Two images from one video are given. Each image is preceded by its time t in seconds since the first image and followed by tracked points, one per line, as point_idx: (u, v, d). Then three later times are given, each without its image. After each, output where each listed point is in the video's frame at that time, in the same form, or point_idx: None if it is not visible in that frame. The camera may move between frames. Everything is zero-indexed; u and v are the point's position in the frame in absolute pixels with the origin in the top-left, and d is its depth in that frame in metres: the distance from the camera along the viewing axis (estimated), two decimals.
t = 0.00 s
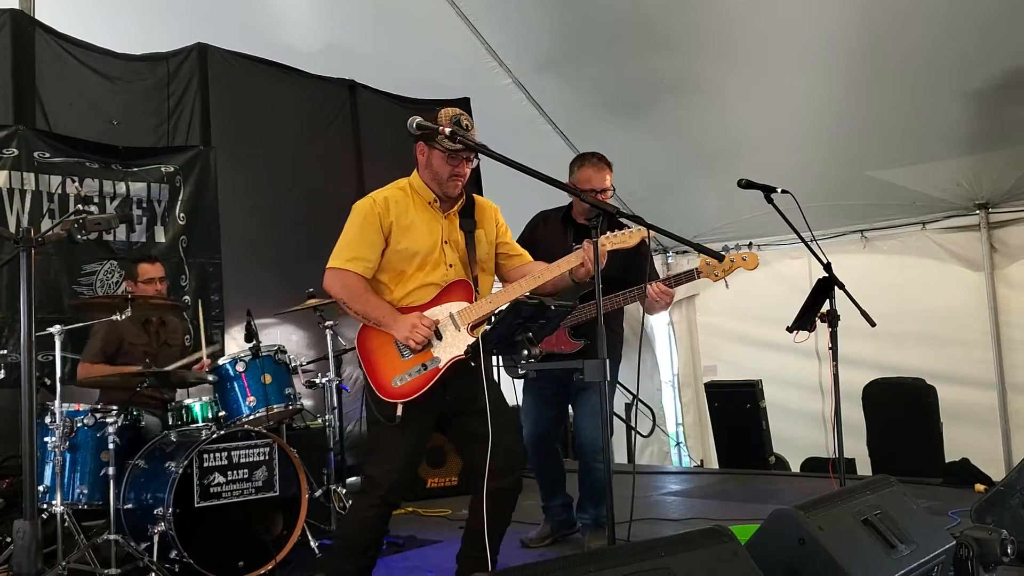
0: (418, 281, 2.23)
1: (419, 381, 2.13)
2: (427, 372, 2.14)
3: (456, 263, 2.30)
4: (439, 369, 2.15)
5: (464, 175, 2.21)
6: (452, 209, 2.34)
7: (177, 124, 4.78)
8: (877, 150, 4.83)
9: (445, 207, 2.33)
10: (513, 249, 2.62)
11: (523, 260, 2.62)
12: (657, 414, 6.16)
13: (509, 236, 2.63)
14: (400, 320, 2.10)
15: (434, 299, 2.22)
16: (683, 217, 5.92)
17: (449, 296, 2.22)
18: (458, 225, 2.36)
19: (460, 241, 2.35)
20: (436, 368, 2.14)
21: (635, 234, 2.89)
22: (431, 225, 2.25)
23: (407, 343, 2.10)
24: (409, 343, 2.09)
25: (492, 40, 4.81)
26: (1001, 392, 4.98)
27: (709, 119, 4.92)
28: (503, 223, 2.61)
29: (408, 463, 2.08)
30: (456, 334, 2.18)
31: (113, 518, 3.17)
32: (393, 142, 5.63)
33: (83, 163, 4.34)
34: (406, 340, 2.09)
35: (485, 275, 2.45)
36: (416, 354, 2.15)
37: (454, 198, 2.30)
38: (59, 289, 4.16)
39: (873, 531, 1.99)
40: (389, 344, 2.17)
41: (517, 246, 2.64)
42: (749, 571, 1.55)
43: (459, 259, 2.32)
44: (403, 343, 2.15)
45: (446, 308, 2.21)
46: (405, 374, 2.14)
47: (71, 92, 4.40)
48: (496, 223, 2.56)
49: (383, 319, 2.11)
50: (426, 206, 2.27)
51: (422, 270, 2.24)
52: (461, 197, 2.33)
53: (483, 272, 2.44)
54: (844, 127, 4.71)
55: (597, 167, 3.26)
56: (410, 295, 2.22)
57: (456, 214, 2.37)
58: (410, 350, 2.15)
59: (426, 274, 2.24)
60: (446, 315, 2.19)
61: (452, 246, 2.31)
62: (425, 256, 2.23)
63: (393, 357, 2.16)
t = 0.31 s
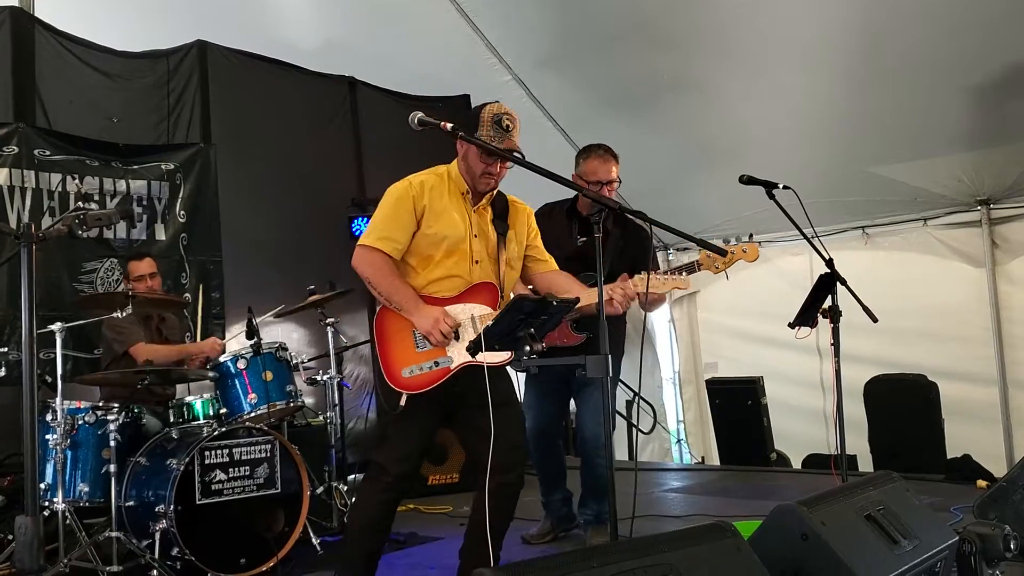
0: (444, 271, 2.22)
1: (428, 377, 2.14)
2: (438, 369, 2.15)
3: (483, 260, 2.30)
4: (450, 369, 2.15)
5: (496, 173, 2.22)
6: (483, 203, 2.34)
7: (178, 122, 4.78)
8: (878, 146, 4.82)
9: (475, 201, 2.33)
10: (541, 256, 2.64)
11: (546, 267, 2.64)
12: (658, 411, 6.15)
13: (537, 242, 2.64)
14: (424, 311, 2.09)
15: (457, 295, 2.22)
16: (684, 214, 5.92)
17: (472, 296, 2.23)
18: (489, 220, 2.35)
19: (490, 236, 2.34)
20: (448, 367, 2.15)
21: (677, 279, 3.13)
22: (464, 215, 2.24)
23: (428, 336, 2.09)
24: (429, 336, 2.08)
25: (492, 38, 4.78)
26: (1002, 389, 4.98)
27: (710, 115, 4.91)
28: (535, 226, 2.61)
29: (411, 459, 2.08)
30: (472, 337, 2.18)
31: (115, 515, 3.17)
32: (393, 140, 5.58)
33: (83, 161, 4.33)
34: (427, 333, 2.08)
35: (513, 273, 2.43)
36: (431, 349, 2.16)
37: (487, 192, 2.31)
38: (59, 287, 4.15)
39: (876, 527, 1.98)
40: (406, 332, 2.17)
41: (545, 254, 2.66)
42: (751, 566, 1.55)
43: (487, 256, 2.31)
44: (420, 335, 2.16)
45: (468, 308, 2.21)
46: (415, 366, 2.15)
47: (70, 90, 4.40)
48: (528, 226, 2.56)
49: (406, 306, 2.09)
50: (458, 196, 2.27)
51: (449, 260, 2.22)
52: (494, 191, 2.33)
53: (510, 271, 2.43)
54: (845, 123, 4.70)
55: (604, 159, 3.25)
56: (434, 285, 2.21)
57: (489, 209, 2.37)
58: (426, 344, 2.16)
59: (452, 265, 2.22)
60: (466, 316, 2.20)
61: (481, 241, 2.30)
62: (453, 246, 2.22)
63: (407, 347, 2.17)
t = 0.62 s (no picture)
0: (452, 274, 2.21)
1: (431, 380, 2.12)
2: (442, 373, 2.13)
3: (492, 267, 2.29)
4: (454, 373, 2.14)
5: (511, 180, 2.21)
6: (497, 211, 2.33)
7: (177, 122, 4.77)
8: (879, 143, 4.80)
9: (491, 208, 2.32)
10: (547, 271, 2.60)
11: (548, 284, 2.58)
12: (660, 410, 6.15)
13: (546, 256, 2.63)
14: (431, 312, 2.08)
15: (464, 299, 2.20)
16: (684, 212, 5.91)
17: (481, 301, 2.21)
18: (501, 229, 2.35)
19: (501, 244, 2.34)
20: (451, 372, 2.13)
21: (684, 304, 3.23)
22: (477, 221, 2.25)
23: (434, 337, 2.06)
24: (434, 336, 2.06)
25: (492, 37, 4.77)
26: (1005, 386, 4.96)
27: (711, 114, 4.90)
28: (544, 243, 2.61)
29: (413, 460, 2.06)
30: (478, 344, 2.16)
31: (115, 517, 3.15)
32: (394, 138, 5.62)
33: (82, 161, 4.32)
34: (433, 333, 2.06)
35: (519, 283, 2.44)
36: (435, 352, 2.14)
37: (503, 199, 2.29)
38: (59, 288, 4.14)
39: (882, 525, 1.97)
40: (410, 334, 2.15)
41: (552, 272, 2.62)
42: (758, 565, 1.54)
43: (496, 264, 2.31)
44: (425, 336, 2.14)
45: (475, 313, 2.19)
46: (419, 368, 2.13)
47: (69, 90, 4.38)
48: (538, 243, 2.56)
49: (413, 306, 2.08)
50: (473, 201, 2.27)
51: (458, 264, 2.22)
52: (511, 199, 2.31)
53: (517, 281, 2.43)
54: (845, 121, 4.70)
55: (606, 160, 3.24)
56: (441, 288, 2.20)
57: (502, 219, 2.37)
58: (431, 346, 2.14)
59: (460, 270, 2.22)
60: (473, 321, 2.18)
61: (492, 248, 2.29)
62: (464, 250, 2.22)
63: (412, 348, 2.15)
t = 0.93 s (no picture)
0: (430, 260, 2.19)
1: (413, 371, 2.10)
2: (424, 364, 2.11)
3: (473, 252, 2.26)
4: (436, 364, 2.11)
5: (496, 164, 2.16)
6: (480, 194, 2.27)
7: (178, 121, 4.75)
8: (885, 139, 4.77)
9: (473, 191, 2.27)
10: (528, 258, 2.58)
11: (529, 272, 2.58)
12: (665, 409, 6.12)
13: (529, 239, 2.59)
14: (409, 302, 2.07)
15: (443, 287, 2.19)
16: (689, 210, 5.87)
17: (461, 288, 2.21)
18: (484, 211, 2.31)
19: (483, 227, 2.29)
20: (433, 362, 2.11)
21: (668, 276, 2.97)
22: (457, 205, 2.21)
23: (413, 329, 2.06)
24: (414, 329, 2.05)
25: (495, 36, 4.71)
26: (1012, 384, 4.92)
27: (715, 110, 4.86)
28: (529, 224, 2.56)
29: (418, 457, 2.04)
30: (460, 332, 2.15)
31: (118, 517, 3.13)
32: (396, 137, 5.59)
33: (84, 160, 4.31)
34: (412, 324, 2.05)
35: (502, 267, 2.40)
36: (417, 343, 2.12)
37: (482, 181, 2.24)
38: (60, 287, 4.12)
39: (896, 523, 1.94)
40: (390, 325, 2.15)
41: (532, 259, 2.60)
42: (770, 563, 1.50)
43: (477, 248, 2.28)
44: (405, 327, 2.13)
45: (455, 300, 2.18)
46: (400, 360, 2.11)
47: (71, 89, 4.35)
48: (521, 223, 2.51)
49: (390, 295, 2.07)
50: (453, 185, 2.22)
51: (437, 250, 2.20)
52: (492, 181, 2.27)
53: (500, 264, 2.39)
54: (851, 118, 4.67)
55: (605, 156, 3.21)
56: (420, 276, 2.19)
57: (485, 201, 2.32)
58: (412, 337, 2.13)
59: (439, 257, 2.20)
60: (453, 309, 2.16)
61: (474, 232, 2.25)
62: (442, 236, 2.19)
63: (392, 341, 2.13)
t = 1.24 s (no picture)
0: (418, 247, 2.10)
1: (412, 363, 2.01)
2: (423, 355, 2.03)
3: (463, 235, 2.17)
4: (435, 353, 2.03)
5: (478, 142, 2.08)
6: (462, 174, 2.19)
7: (196, 117, 4.71)
8: (908, 133, 4.69)
9: (455, 172, 2.18)
10: (517, 237, 2.44)
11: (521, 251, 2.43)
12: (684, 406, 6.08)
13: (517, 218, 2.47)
14: (401, 292, 1.99)
15: (436, 272, 2.09)
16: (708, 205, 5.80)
17: (454, 272, 2.11)
18: (468, 191, 2.21)
19: (469, 209, 2.20)
20: (433, 352, 2.03)
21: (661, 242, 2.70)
22: (440, 188, 2.11)
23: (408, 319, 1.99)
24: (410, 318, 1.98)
25: (510, 28, 4.71)
26: None
27: (734, 103, 4.80)
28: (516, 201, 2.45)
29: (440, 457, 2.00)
30: (457, 318, 2.07)
31: (138, 517, 3.10)
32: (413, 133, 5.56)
33: (101, 157, 4.31)
34: (406, 313, 1.98)
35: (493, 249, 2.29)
36: (413, 334, 2.04)
37: (466, 160, 2.16)
38: (79, 285, 4.12)
39: (929, 525, 1.89)
40: (383, 317, 2.07)
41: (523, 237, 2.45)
42: (803, 566, 1.46)
43: (466, 231, 2.18)
44: (399, 319, 2.05)
45: (449, 286, 2.09)
46: (398, 353, 2.03)
47: (89, 86, 4.35)
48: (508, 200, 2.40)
49: (380, 287, 1.99)
50: (434, 167, 2.13)
51: (424, 237, 2.11)
52: (473, 161, 2.18)
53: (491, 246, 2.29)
54: (872, 112, 4.59)
55: (632, 154, 3.22)
56: (410, 264, 2.09)
57: (469, 180, 2.22)
58: (407, 329, 2.05)
59: (428, 242, 2.11)
60: (447, 295, 2.07)
61: (460, 214, 2.16)
62: (428, 221, 2.10)
63: (387, 334, 2.05)
